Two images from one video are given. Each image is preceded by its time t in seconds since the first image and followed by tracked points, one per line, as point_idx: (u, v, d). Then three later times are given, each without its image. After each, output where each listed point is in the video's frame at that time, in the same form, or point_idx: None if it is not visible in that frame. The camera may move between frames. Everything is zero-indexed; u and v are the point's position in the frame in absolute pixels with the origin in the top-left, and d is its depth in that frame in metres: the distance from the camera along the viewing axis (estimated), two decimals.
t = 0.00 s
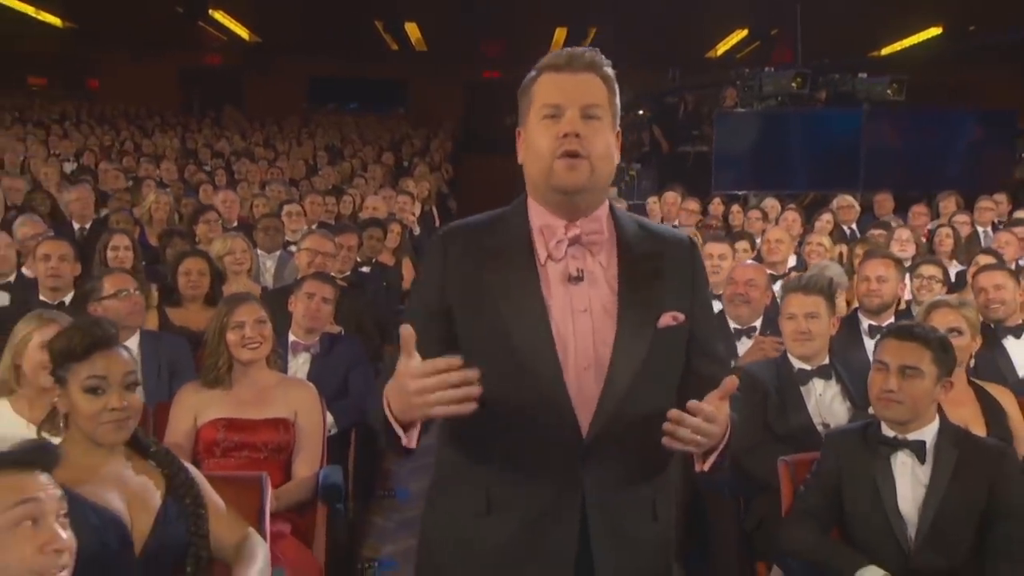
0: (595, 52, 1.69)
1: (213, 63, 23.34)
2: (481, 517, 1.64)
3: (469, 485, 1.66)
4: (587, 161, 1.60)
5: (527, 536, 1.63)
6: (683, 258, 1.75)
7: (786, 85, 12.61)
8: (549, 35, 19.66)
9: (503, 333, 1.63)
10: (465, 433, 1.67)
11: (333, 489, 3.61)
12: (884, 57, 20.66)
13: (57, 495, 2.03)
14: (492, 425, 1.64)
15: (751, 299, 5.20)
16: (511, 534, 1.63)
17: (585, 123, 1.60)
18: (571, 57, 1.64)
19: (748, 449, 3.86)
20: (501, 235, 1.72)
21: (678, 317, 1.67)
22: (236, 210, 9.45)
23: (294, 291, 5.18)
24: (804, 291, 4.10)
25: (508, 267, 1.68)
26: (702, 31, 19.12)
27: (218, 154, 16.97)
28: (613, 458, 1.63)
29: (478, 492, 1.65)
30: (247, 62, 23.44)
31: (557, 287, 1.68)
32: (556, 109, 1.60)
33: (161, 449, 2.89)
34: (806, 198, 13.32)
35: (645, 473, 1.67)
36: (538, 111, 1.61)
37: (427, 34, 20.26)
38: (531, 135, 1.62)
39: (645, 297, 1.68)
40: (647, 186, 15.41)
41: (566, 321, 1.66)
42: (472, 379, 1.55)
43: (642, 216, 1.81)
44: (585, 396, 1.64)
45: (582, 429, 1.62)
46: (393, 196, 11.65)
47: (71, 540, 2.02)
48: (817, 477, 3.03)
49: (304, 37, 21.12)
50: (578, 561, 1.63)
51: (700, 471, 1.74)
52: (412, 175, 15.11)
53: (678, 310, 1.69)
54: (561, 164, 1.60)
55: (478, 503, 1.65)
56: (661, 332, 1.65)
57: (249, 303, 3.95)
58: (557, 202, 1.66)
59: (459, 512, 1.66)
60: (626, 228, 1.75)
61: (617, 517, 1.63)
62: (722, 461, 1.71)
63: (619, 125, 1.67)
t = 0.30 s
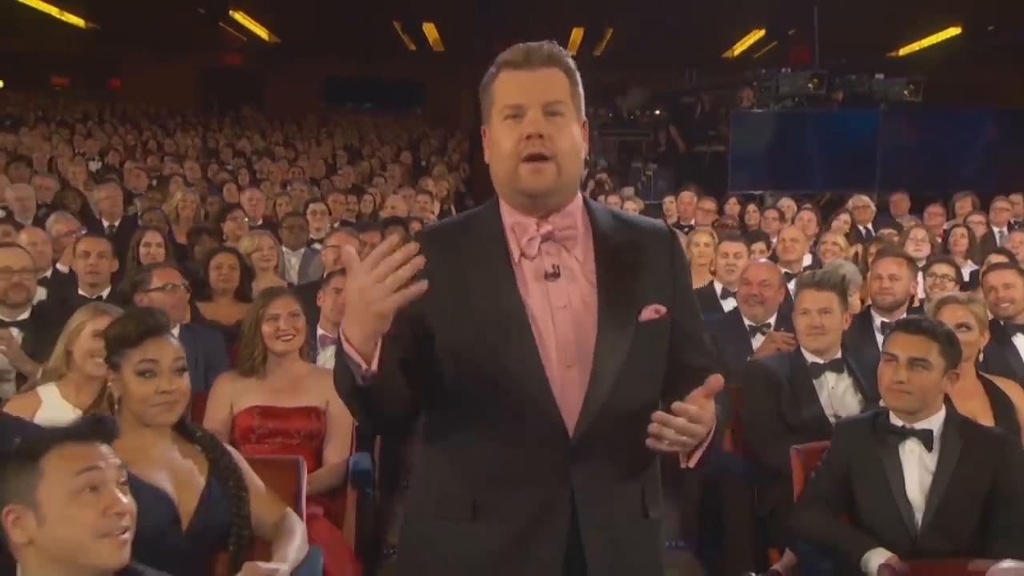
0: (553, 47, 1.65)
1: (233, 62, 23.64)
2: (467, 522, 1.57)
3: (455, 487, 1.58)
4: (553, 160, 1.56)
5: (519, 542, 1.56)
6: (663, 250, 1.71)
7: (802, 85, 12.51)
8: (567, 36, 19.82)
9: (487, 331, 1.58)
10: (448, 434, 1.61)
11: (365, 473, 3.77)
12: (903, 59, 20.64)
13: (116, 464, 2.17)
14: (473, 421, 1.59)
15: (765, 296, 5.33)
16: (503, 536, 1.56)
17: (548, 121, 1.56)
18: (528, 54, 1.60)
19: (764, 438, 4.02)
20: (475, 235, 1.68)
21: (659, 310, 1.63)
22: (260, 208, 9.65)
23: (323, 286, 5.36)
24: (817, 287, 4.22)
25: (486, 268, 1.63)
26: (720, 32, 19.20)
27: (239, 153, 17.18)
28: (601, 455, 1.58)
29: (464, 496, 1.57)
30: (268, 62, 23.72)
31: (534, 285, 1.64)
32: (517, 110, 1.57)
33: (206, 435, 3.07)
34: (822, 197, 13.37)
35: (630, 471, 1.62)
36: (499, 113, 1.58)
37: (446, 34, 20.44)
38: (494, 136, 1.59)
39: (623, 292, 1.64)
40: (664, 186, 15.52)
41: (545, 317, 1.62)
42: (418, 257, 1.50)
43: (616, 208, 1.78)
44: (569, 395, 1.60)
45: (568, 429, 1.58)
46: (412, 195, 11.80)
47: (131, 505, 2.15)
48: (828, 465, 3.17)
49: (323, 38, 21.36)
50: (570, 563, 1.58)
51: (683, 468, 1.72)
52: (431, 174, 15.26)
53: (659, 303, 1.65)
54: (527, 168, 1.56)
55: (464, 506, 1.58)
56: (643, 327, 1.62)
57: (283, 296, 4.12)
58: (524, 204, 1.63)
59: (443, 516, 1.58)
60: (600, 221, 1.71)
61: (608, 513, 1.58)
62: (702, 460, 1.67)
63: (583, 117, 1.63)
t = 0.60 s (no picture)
0: (537, 36, 1.50)
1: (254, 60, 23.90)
2: (446, 508, 1.48)
3: (432, 478, 1.49)
4: (537, 159, 1.44)
5: (487, 541, 1.46)
6: (648, 235, 1.56)
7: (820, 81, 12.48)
8: (586, 32, 19.88)
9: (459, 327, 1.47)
10: (430, 432, 1.50)
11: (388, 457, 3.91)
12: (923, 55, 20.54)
13: (161, 438, 2.28)
14: (445, 410, 1.49)
15: (779, 291, 5.44)
16: (483, 522, 1.46)
17: (534, 121, 1.42)
18: (510, 46, 1.45)
19: (774, 428, 4.12)
20: (454, 224, 1.55)
21: (640, 295, 1.49)
22: (284, 203, 9.84)
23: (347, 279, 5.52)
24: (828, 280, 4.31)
25: (459, 264, 1.51)
26: (738, 28, 19.25)
27: (260, 149, 17.36)
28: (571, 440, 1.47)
29: (444, 483, 1.48)
30: (289, 60, 23.96)
31: (511, 273, 1.51)
32: (500, 109, 1.42)
33: (242, 418, 3.22)
34: (840, 193, 13.37)
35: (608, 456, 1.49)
36: (480, 112, 1.44)
37: (464, 31, 20.57)
38: (475, 135, 1.45)
39: (602, 277, 1.51)
40: (682, 182, 15.60)
41: (517, 301, 1.49)
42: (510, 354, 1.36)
43: (601, 190, 1.64)
44: (543, 378, 1.48)
45: (540, 413, 1.47)
46: (432, 191, 11.95)
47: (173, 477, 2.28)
48: (836, 449, 3.29)
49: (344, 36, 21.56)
50: (546, 558, 1.47)
51: (635, 459, 1.50)
52: (449, 170, 15.38)
53: (640, 288, 1.52)
54: (511, 168, 1.44)
55: (442, 492, 1.48)
56: (620, 312, 1.48)
57: (313, 288, 4.26)
58: (506, 200, 1.50)
59: (426, 503, 1.48)
60: (581, 201, 1.57)
61: (587, 505, 1.46)
62: (651, 453, 1.48)
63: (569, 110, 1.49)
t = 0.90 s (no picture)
0: (543, 33, 1.49)
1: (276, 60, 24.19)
2: (441, 497, 1.50)
3: (432, 466, 1.53)
4: (540, 153, 1.45)
5: (474, 532, 1.48)
6: (642, 225, 1.57)
7: (839, 78, 12.35)
8: (605, 30, 19.97)
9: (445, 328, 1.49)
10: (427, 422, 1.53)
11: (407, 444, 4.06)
12: (945, 51, 20.47)
13: (193, 418, 2.47)
14: (439, 402, 1.52)
15: (787, 284, 5.58)
16: (463, 520, 1.48)
17: (538, 118, 1.42)
18: (518, 43, 1.44)
19: (782, 416, 4.26)
20: (452, 218, 1.57)
21: (628, 288, 1.49)
22: (308, 202, 10.04)
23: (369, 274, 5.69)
24: (835, 274, 4.41)
25: (450, 260, 1.53)
26: (759, 26, 19.25)
27: (281, 147, 17.56)
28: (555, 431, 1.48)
29: (438, 472, 1.51)
30: (311, 60, 24.22)
31: (499, 266, 1.51)
32: (506, 105, 1.42)
33: (268, 404, 3.37)
34: (859, 190, 13.38)
35: (602, 429, 1.50)
36: (485, 106, 1.44)
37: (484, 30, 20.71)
38: (479, 131, 1.45)
39: (590, 268, 1.51)
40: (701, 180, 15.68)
41: (499, 294, 1.50)
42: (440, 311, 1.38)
43: (599, 180, 1.64)
44: (524, 369, 1.48)
45: (523, 407, 1.48)
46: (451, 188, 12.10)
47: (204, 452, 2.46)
48: (838, 438, 3.42)
49: (365, 36, 21.78)
50: (529, 551, 1.48)
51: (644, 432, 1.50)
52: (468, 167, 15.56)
53: (632, 281, 1.52)
54: (513, 160, 1.44)
55: (437, 480, 1.51)
56: (606, 304, 1.48)
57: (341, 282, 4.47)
58: (509, 191, 1.49)
59: (424, 488, 1.52)
60: (575, 187, 1.58)
61: (574, 495, 1.46)
62: (659, 422, 1.46)
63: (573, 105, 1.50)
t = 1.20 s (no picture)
0: (575, 53, 1.49)
1: (288, 61, 24.42)
2: (434, 504, 1.52)
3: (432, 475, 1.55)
4: (564, 176, 1.44)
5: (463, 536, 1.47)
6: (661, 249, 1.54)
7: (846, 77, 12.39)
8: (615, 30, 20.06)
9: (452, 348, 1.49)
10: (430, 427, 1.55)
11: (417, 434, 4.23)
12: (955, 49, 20.49)
13: (215, 405, 2.63)
14: (443, 412, 1.53)
15: (787, 279, 5.74)
16: (453, 528, 1.49)
17: (564, 139, 1.42)
18: (548, 63, 1.44)
19: (779, 409, 4.38)
20: (469, 231, 1.59)
21: (632, 314, 1.47)
22: (320, 202, 10.22)
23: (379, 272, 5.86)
24: (830, 270, 4.57)
25: (460, 270, 1.54)
26: (768, 25, 19.32)
27: (293, 147, 17.72)
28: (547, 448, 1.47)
29: (433, 478, 1.53)
30: (323, 60, 24.41)
31: (509, 282, 1.52)
32: (533, 124, 1.42)
33: (285, 395, 3.53)
34: (866, 188, 13.46)
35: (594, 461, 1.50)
36: (513, 123, 1.43)
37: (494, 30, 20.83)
38: (504, 148, 1.45)
39: (595, 286, 1.49)
40: (709, 179, 15.81)
41: (502, 310, 1.50)
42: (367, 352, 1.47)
43: (621, 202, 1.63)
44: (517, 387, 1.48)
45: (516, 420, 1.48)
46: (460, 188, 12.24)
47: (225, 437, 2.62)
48: (831, 428, 3.56)
49: (376, 37, 21.94)
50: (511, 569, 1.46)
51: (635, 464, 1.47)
52: (478, 167, 15.72)
53: (640, 307, 1.49)
54: (535, 183, 1.43)
55: (432, 486, 1.53)
56: (608, 327, 1.46)
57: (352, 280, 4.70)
58: (531, 212, 1.49)
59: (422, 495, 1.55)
60: (594, 208, 1.57)
61: (559, 514, 1.46)
62: (649, 460, 1.45)
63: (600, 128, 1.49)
